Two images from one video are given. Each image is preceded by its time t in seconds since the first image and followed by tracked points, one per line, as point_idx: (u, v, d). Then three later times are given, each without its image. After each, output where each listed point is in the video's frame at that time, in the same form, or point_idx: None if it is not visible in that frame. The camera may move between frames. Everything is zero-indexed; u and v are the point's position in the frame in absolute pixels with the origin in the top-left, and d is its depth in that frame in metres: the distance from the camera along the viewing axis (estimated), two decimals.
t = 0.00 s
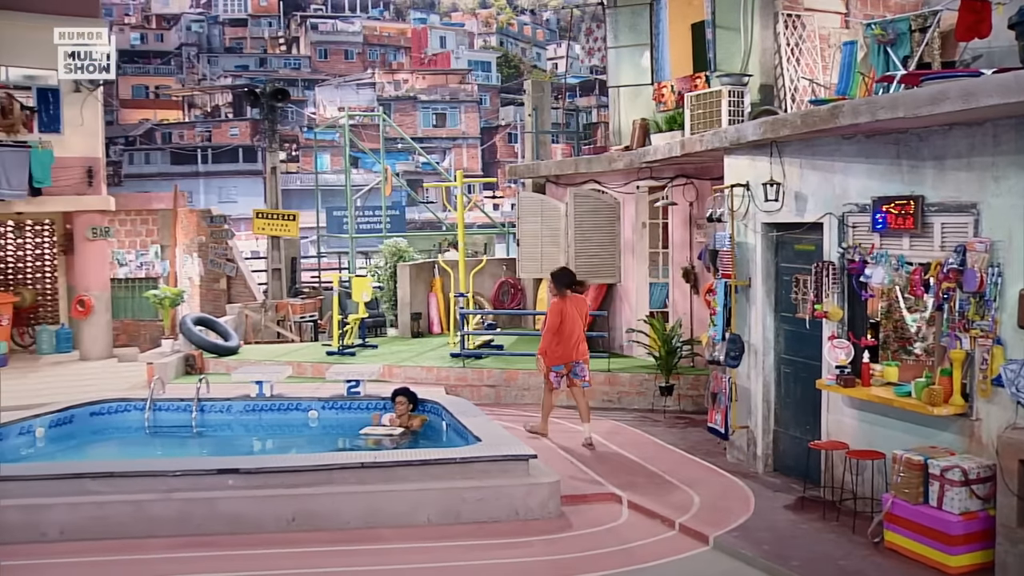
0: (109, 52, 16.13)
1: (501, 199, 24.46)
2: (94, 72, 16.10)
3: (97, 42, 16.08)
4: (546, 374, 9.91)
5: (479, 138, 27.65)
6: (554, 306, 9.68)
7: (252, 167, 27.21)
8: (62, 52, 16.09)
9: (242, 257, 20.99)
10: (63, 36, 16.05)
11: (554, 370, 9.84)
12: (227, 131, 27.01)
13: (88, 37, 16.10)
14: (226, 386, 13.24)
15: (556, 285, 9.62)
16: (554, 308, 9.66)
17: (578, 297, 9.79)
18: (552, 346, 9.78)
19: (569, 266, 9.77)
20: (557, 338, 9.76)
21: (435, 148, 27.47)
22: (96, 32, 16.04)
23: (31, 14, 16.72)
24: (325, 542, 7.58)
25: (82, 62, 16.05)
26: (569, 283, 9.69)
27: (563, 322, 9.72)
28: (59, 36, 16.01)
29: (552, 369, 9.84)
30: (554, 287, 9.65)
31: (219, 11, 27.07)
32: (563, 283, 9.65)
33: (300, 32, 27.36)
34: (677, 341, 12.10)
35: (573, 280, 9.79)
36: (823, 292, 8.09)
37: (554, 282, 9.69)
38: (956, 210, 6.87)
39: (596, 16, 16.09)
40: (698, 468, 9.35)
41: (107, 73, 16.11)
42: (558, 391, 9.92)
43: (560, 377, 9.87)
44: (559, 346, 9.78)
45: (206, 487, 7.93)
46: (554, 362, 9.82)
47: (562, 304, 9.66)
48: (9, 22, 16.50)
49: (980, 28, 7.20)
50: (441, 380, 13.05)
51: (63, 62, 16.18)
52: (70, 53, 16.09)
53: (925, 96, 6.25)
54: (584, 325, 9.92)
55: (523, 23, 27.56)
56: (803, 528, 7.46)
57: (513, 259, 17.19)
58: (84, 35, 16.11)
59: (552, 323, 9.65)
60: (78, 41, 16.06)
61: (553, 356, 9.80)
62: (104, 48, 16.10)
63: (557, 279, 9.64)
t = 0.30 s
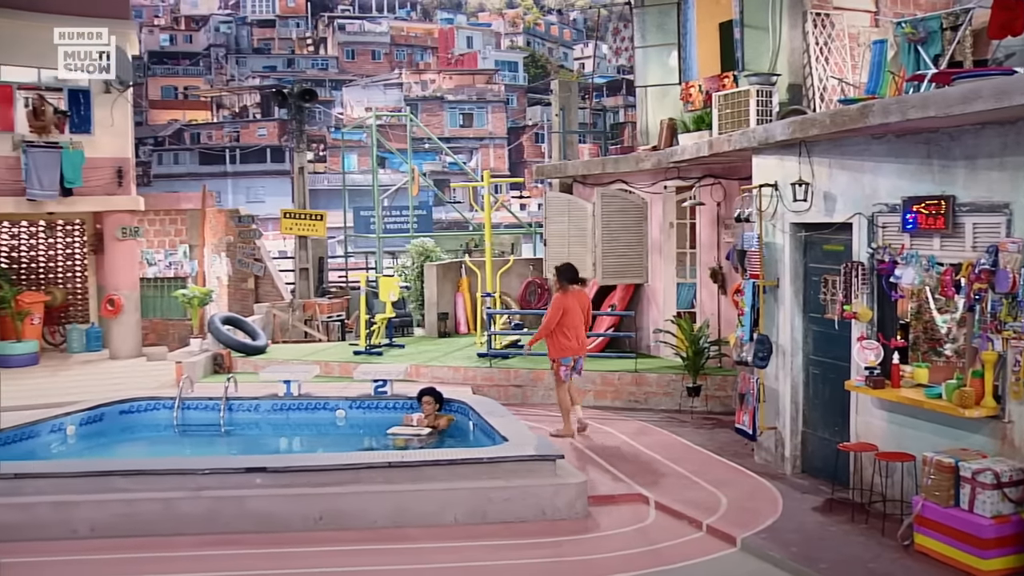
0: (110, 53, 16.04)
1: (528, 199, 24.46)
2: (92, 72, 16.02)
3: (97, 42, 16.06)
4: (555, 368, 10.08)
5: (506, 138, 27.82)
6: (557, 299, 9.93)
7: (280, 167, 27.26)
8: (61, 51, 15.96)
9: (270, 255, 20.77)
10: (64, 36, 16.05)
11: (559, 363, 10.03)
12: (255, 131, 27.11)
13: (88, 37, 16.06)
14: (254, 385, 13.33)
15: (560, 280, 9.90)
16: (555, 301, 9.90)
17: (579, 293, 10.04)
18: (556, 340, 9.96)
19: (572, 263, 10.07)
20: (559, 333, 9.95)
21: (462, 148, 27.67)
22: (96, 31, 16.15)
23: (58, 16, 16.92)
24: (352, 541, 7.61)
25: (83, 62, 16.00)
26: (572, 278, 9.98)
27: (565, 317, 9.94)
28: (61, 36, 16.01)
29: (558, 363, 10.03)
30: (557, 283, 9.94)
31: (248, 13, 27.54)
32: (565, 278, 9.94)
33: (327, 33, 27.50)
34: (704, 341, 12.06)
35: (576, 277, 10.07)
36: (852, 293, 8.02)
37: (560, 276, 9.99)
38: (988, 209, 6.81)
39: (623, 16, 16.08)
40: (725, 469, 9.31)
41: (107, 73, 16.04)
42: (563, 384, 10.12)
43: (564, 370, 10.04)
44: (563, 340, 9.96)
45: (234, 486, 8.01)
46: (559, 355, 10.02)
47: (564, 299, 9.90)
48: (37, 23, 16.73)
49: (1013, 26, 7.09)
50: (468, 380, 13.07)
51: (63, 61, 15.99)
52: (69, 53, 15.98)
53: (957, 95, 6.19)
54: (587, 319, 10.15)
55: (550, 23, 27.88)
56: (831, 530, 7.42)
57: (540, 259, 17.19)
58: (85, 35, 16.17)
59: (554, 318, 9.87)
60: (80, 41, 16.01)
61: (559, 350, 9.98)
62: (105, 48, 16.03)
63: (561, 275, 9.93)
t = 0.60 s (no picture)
0: (111, 53, 17.34)
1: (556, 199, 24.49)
2: (93, 71, 17.21)
3: (97, 41, 17.17)
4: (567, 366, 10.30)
5: (535, 138, 27.88)
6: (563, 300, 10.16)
7: (308, 168, 27.34)
8: (62, 51, 16.89)
9: (299, 256, 21.09)
10: (64, 35, 16.84)
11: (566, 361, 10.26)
12: (284, 132, 27.29)
13: (88, 37, 17.06)
14: (283, 384, 13.42)
15: (567, 281, 10.14)
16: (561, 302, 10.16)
17: (587, 294, 10.25)
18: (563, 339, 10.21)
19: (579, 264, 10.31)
20: (566, 332, 10.20)
21: (490, 148, 27.60)
22: (97, 32, 17.08)
23: (89, 19, 17.02)
24: (381, 540, 7.65)
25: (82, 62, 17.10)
26: (579, 280, 10.23)
27: (572, 316, 10.17)
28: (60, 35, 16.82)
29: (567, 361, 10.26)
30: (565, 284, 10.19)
31: (277, 14, 27.65)
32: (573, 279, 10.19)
33: (356, 33, 27.74)
34: (734, 341, 12.02)
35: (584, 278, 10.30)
36: (883, 294, 7.96)
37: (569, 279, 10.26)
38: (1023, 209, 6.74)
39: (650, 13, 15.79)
40: (754, 470, 9.27)
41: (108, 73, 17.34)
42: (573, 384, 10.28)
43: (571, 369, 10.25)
44: (571, 339, 10.20)
45: (264, 484, 8.08)
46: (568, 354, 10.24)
47: (570, 298, 10.12)
48: (68, 25, 16.84)
49: None
50: (496, 380, 13.08)
51: (63, 61, 16.94)
52: (70, 53, 16.96)
53: (992, 93, 6.12)
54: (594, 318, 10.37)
55: (578, 23, 28.21)
56: (862, 533, 7.36)
57: (569, 259, 17.21)
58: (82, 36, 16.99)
59: (560, 318, 10.12)
60: (79, 41, 16.97)
61: (568, 349, 10.20)
62: (105, 48, 17.27)
63: (569, 276, 10.16)
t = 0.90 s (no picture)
0: (110, 52, 17.21)
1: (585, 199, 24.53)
2: (92, 71, 17.09)
3: (97, 41, 17.06)
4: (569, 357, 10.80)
5: (563, 138, 28.04)
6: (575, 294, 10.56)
7: (338, 168, 27.58)
8: (62, 52, 16.74)
9: (328, 255, 20.99)
10: (64, 36, 16.68)
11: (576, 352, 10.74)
12: (314, 132, 27.46)
13: (88, 37, 16.95)
14: (312, 384, 13.51)
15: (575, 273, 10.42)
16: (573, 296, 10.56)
17: (594, 289, 10.71)
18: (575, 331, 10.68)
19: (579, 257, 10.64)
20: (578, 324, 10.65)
21: (520, 148, 27.79)
22: (96, 31, 17.02)
23: (124, 20, 17.28)
24: (410, 539, 7.68)
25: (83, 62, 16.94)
26: (584, 274, 10.58)
27: (582, 309, 10.62)
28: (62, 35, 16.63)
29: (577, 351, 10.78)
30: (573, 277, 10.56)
31: (307, 15, 27.80)
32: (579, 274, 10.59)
33: (386, 34, 28.01)
34: (763, 342, 11.95)
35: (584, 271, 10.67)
36: (915, 295, 7.88)
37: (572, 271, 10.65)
38: None
39: (680, 14, 15.74)
40: (784, 471, 9.23)
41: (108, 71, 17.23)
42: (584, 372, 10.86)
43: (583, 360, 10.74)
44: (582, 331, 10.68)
45: (294, 483, 8.14)
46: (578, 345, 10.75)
47: (582, 292, 10.55)
48: (80, 27, 16.84)
49: None
50: (525, 380, 13.10)
51: (63, 61, 16.80)
52: (69, 53, 16.83)
53: None
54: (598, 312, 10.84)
55: (607, 23, 28.08)
56: (894, 535, 7.30)
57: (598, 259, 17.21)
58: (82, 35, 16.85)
59: (573, 310, 10.54)
60: (80, 40, 16.84)
61: (574, 340, 10.70)
62: (105, 48, 17.15)
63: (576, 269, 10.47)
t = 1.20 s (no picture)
0: (111, 52, 16.32)
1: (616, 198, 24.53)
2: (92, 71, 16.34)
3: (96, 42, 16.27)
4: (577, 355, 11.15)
5: (595, 138, 27.94)
6: (580, 292, 11.04)
7: (369, 168, 27.70)
8: (62, 52, 16.25)
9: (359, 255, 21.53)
10: (64, 36, 16.17)
11: (584, 349, 11.09)
12: (345, 132, 27.77)
13: (88, 36, 16.21)
14: (343, 383, 13.59)
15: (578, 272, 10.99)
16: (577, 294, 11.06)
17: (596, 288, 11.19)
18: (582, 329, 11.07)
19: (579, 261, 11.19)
20: (585, 321, 11.05)
21: (550, 148, 27.87)
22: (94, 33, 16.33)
23: (155, 22, 17.44)
24: (441, 539, 7.72)
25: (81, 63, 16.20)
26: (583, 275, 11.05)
27: (587, 308, 11.07)
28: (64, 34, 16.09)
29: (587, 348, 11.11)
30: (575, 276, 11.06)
31: (338, 15, 28.11)
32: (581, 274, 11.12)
33: (417, 34, 27.99)
34: (795, 343, 11.89)
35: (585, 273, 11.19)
36: (950, 295, 7.80)
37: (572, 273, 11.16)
38: None
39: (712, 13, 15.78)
40: (816, 473, 9.17)
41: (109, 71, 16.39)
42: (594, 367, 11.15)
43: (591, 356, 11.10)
44: (589, 328, 11.06)
45: (326, 482, 8.20)
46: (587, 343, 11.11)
47: (587, 291, 11.02)
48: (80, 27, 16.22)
49: None
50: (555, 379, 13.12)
51: (63, 61, 16.32)
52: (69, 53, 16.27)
53: None
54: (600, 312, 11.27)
55: (639, 22, 28.19)
56: (928, 538, 7.24)
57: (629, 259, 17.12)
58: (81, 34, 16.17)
59: (580, 306, 11.02)
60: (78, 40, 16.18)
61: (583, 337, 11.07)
62: (105, 48, 16.30)
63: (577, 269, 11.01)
